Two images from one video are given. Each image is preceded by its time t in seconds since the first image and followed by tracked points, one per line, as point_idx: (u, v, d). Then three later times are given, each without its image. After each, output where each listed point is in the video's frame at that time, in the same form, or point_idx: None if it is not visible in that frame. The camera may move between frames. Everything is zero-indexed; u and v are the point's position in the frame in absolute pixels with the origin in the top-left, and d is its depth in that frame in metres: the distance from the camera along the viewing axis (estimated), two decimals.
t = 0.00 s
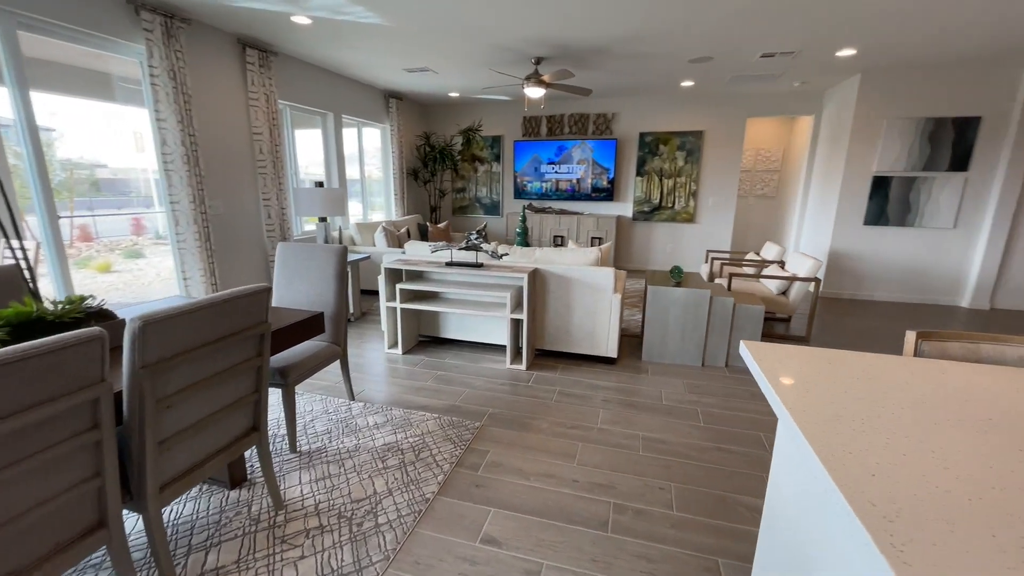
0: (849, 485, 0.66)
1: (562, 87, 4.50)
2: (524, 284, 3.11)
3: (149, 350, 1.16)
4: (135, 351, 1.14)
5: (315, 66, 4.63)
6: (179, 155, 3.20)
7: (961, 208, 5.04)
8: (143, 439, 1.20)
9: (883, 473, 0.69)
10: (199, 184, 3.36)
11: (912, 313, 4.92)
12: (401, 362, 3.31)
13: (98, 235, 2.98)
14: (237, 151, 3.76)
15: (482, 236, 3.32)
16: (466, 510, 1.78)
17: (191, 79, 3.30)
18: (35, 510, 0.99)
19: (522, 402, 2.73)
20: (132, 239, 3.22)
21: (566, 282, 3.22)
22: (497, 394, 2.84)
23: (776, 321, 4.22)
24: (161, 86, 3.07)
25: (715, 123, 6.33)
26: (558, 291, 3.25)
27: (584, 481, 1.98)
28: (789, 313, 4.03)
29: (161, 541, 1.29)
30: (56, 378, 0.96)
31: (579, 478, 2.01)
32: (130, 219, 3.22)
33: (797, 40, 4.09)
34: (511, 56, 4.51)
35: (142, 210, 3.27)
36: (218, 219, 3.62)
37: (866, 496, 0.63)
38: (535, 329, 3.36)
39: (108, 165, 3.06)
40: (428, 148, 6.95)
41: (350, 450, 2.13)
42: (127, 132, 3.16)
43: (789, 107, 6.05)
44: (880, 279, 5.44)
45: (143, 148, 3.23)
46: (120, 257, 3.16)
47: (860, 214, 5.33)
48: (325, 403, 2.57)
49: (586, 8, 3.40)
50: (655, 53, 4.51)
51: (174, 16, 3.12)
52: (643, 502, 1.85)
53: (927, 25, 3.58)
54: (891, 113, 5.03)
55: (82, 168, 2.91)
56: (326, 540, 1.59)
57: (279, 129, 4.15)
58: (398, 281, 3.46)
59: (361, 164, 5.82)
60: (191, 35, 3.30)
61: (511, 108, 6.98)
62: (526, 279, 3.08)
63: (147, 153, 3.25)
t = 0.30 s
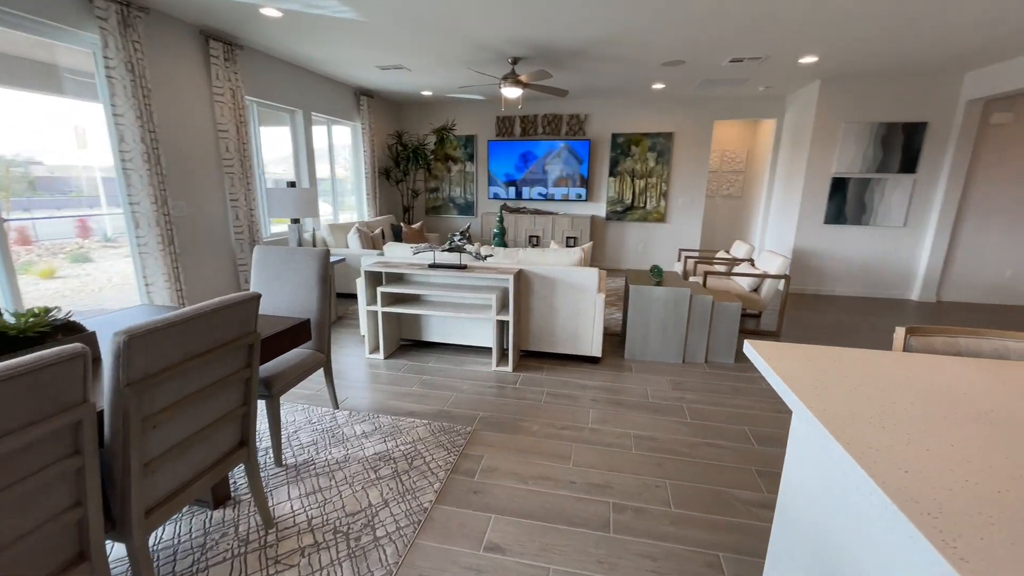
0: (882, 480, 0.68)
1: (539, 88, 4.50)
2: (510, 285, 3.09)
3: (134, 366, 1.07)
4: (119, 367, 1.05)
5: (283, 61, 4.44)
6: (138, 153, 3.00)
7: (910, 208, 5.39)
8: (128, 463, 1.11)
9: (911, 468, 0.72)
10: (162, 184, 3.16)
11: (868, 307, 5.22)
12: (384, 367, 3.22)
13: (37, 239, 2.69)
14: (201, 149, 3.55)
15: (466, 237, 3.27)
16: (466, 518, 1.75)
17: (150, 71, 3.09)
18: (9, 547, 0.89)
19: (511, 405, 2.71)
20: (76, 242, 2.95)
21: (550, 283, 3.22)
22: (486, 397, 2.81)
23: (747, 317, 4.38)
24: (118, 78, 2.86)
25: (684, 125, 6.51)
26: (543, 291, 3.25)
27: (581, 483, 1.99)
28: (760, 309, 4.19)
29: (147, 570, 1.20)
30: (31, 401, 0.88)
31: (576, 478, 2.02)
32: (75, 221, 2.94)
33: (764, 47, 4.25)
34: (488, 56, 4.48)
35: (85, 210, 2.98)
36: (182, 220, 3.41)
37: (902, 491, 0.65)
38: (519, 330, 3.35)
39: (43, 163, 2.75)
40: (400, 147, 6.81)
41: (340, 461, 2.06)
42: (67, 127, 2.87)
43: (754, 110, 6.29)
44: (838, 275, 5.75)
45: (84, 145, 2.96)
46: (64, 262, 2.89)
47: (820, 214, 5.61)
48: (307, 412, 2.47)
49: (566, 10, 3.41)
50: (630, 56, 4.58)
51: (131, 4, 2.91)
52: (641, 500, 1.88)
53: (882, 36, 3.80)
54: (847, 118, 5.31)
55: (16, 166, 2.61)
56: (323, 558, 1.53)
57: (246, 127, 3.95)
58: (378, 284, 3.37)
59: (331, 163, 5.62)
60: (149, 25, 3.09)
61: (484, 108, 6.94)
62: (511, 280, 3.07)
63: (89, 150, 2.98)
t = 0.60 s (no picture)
0: (900, 469, 0.72)
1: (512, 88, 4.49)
2: (492, 288, 3.08)
3: (117, 388, 0.98)
4: (101, 390, 0.96)
5: (242, 55, 4.21)
6: (86, 151, 2.76)
7: (858, 207, 5.77)
8: (110, 492, 1.02)
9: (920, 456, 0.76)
10: (114, 184, 2.93)
11: (822, 300, 5.55)
12: (362, 374, 3.13)
13: None
14: (155, 146, 3.31)
15: (445, 239, 3.22)
16: (463, 527, 1.73)
17: (97, 64, 2.85)
18: None
19: (497, 408, 2.70)
20: (6, 247, 2.62)
21: (531, 285, 3.22)
22: (470, 401, 2.77)
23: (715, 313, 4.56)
24: (62, 71, 2.62)
25: (650, 127, 6.68)
26: (524, 293, 3.25)
27: (574, 483, 2.01)
28: (728, 306, 4.36)
29: None
30: (5, 433, 0.79)
31: (569, 479, 2.04)
32: (4, 223, 2.61)
33: (728, 53, 4.43)
34: (460, 56, 4.43)
35: (14, 211, 2.64)
36: (136, 223, 3.18)
37: (917, 477, 0.69)
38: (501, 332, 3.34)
39: None
40: (367, 146, 6.62)
41: (326, 474, 1.98)
42: None
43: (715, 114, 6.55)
44: (795, 271, 6.08)
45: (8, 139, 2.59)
46: None
47: (777, 213, 5.91)
48: (286, 425, 2.36)
49: (539, 11, 3.42)
50: (600, 59, 4.66)
51: None
52: (634, 498, 1.92)
53: (835, 45, 4.03)
54: (801, 122, 5.62)
55: None
56: None
57: (205, 124, 3.72)
58: (354, 288, 3.26)
59: (296, 162, 5.39)
60: (95, 13, 2.85)
61: (453, 107, 6.85)
62: (493, 282, 3.05)
63: (13, 145, 2.61)
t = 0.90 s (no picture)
0: (892, 449, 0.78)
1: (487, 89, 4.49)
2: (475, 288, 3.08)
3: (111, 401, 0.94)
4: (93, 403, 0.92)
5: (205, 49, 4.03)
6: (38, 149, 2.58)
7: (815, 207, 6.10)
8: (104, 509, 0.97)
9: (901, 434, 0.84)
10: (70, 184, 2.75)
11: (784, 295, 5.84)
12: (343, 377, 3.06)
13: None
14: (114, 144, 3.13)
15: (426, 240, 3.18)
16: (460, 526, 1.73)
17: (49, 55, 2.67)
18: None
19: (483, 408, 2.70)
20: None
21: (513, 285, 3.25)
22: (456, 402, 2.77)
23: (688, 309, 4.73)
24: (9, 62, 2.44)
25: (620, 128, 6.83)
26: (506, 293, 3.27)
27: (566, 479, 2.05)
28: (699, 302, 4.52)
29: None
30: None
31: (560, 475, 2.08)
32: None
33: (695, 59, 4.60)
34: (435, 55, 4.40)
35: None
36: (94, 225, 2.99)
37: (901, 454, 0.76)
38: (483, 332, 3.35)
39: None
40: (337, 145, 6.46)
41: (315, 481, 1.94)
42: None
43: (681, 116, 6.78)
44: (758, 267, 6.37)
45: None
46: None
47: (742, 212, 6.17)
48: (268, 432, 2.29)
49: (515, 12, 3.44)
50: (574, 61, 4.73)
51: None
52: (624, 490, 1.98)
53: (795, 53, 4.26)
54: (763, 125, 5.89)
55: None
56: None
57: (167, 120, 3.54)
58: (332, 290, 3.19)
59: (263, 161, 5.20)
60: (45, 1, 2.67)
61: (426, 106, 6.78)
62: (477, 283, 3.06)
63: None
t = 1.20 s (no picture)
0: (866, 413, 0.89)
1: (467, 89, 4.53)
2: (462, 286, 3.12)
3: (130, 396, 0.95)
4: (113, 399, 0.92)
5: (175, 44, 3.90)
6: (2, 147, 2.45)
7: (780, 205, 6.42)
8: (122, 504, 0.98)
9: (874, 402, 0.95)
10: (36, 183, 2.63)
11: (752, 290, 6.13)
12: (329, 377, 3.04)
13: None
14: (81, 141, 3.00)
15: (412, 239, 3.18)
16: (461, 516, 1.78)
17: (12, 48, 2.54)
18: None
19: (473, 404, 2.75)
20: None
21: (498, 282, 3.30)
22: (445, 399, 2.80)
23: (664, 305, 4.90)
24: None
25: (595, 130, 6.99)
26: (492, 290, 3.32)
27: (559, 467, 2.13)
28: (675, 297, 4.69)
29: None
30: (26, 446, 0.75)
31: (553, 464, 2.15)
32: None
33: (668, 63, 4.77)
34: (415, 54, 4.40)
35: None
36: (62, 226, 2.87)
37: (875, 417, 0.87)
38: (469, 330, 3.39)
39: None
40: (311, 144, 6.35)
41: (312, 478, 1.94)
42: None
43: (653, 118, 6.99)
44: (727, 263, 6.65)
45: None
46: None
47: (712, 210, 6.44)
48: (258, 433, 2.27)
49: (496, 15, 3.49)
50: (551, 63, 4.82)
51: None
52: (615, 475, 2.07)
53: (761, 59, 4.48)
54: (730, 128, 6.16)
55: None
56: None
57: (137, 117, 3.42)
58: (317, 290, 3.16)
59: (236, 160, 5.07)
60: None
61: (402, 105, 6.74)
62: (463, 281, 3.10)
63: None
